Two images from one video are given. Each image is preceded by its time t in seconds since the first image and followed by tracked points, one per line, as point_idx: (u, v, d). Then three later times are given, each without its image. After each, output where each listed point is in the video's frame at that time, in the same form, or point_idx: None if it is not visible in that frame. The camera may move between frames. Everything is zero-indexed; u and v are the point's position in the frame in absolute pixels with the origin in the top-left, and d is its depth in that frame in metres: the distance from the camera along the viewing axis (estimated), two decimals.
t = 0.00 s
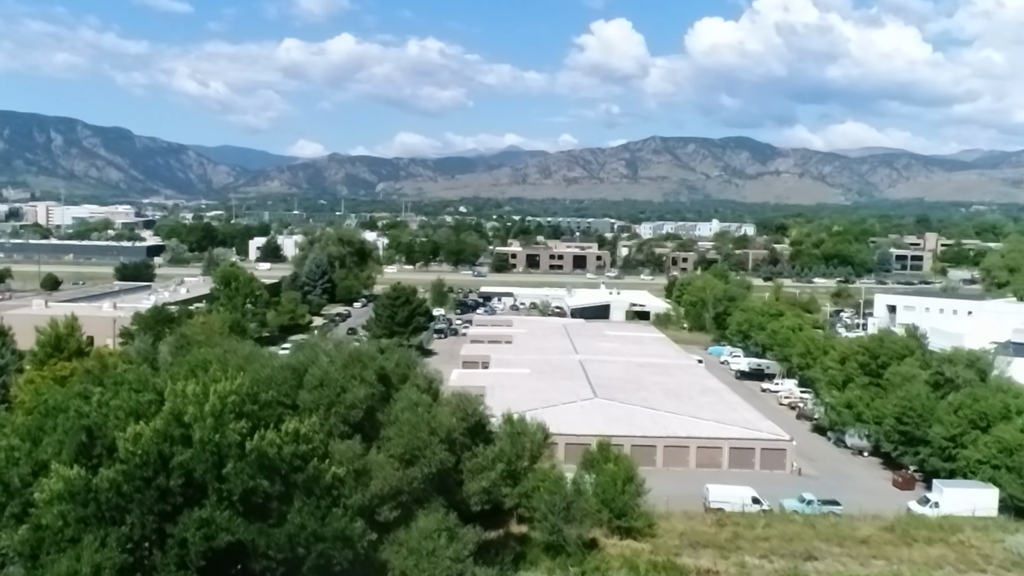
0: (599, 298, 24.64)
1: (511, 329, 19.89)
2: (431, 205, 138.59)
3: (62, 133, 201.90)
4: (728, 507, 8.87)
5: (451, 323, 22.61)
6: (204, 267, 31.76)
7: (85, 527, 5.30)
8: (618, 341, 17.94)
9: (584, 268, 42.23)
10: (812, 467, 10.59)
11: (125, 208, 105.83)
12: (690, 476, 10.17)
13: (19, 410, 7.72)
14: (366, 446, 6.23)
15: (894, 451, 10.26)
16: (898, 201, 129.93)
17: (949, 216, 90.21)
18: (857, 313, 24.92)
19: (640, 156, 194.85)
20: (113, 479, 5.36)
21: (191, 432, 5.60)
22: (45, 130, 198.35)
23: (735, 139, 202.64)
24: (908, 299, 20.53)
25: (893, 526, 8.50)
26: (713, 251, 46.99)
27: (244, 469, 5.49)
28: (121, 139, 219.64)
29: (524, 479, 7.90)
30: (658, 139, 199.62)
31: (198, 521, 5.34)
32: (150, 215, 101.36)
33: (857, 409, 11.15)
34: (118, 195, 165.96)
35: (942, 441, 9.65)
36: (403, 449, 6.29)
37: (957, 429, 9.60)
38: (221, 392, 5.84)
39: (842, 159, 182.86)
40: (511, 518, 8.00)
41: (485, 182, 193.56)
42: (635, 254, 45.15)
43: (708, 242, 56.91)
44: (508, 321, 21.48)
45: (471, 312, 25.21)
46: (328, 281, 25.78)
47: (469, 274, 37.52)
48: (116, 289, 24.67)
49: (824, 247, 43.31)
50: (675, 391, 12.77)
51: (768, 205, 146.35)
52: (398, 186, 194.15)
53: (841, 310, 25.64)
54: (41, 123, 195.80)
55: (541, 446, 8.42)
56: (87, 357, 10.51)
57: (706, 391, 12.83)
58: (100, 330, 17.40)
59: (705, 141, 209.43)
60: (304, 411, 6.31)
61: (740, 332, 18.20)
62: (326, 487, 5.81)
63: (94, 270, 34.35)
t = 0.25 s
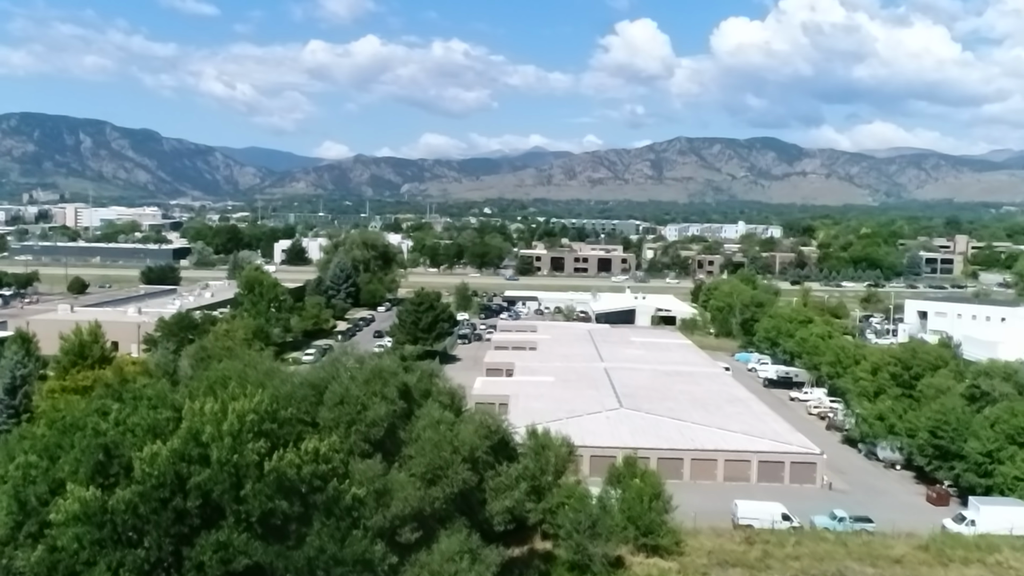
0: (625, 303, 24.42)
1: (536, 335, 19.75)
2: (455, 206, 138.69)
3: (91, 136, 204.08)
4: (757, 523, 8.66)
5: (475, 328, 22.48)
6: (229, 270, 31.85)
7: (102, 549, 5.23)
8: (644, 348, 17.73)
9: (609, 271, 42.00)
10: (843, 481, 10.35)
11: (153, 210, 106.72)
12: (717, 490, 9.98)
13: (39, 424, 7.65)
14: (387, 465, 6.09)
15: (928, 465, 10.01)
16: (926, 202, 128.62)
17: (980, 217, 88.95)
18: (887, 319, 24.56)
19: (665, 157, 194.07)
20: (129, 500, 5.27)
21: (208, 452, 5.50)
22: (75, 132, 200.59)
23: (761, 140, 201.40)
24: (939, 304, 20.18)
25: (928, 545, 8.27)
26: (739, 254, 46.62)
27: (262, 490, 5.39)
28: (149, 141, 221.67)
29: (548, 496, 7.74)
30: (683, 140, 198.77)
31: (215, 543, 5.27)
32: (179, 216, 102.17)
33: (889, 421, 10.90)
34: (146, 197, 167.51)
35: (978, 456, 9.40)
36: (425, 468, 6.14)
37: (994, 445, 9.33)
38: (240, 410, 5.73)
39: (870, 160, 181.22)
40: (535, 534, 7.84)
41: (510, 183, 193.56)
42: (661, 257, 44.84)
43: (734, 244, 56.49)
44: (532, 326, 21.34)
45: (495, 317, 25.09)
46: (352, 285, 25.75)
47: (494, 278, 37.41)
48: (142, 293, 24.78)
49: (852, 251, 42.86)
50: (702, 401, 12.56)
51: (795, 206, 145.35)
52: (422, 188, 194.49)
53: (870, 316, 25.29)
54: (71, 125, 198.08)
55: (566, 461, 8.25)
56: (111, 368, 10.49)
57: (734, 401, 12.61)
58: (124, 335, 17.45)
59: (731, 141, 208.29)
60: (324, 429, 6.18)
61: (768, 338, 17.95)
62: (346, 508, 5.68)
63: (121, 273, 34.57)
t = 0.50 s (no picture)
0: (642, 308, 24.26)
1: (551, 340, 19.60)
2: (472, 208, 138.63)
3: (110, 137, 205.44)
4: (778, 539, 8.49)
5: (490, 332, 22.37)
6: (244, 274, 31.84)
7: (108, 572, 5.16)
8: (661, 354, 17.58)
9: (626, 274, 41.76)
10: (865, 495, 10.16)
11: (172, 212, 107.26)
12: (736, 503, 9.82)
13: (48, 435, 7.57)
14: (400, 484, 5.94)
15: (952, 479, 9.82)
16: (945, 204, 127.68)
17: (1001, 220, 88.15)
18: (907, 324, 24.25)
19: (681, 157, 193.51)
20: (135, 521, 5.16)
21: (217, 471, 5.41)
22: (93, 134, 201.98)
23: (778, 140, 200.47)
24: (961, 310, 19.90)
25: (953, 563, 8.07)
26: (756, 257, 46.32)
27: (271, 512, 5.28)
28: (167, 143, 222.95)
29: (564, 510, 7.63)
30: (700, 141, 198.09)
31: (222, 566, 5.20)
32: (197, 218, 102.59)
33: (913, 432, 10.69)
34: (164, 198, 168.49)
35: (1004, 470, 9.19)
36: (438, 487, 6.00)
37: (1021, 459, 9.12)
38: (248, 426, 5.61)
39: (888, 161, 180.08)
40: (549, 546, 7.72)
41: (526, 184, 193.45)
42: (677, 260, 44.62)
43: (751, 247, 56.15)
44: (547, 331, 21.19)
45: (510, 321, 24.94)
46: (367, 289, 25.70)
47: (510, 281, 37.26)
48: (157, 297, 24.78)
49: (872, 254, 42.47)
50: (720, 409, 12.37)
51: (813, 207, 144.60)
52: (438, 189, 194.64)
53: (890, 321, 24.99)
54: (90, 127, 199.52)
55: (582, 473, 8.11)
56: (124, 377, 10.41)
57: (753, 410, 12.41)
58: (138, 341, 17.43)
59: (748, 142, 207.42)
60: (336, 446, 6.05)
61: (786, 345, 17.73)
62: (357, 529, 5.55)
63: (138, 276, 34.65)
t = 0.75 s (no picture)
0: (659, 311, 24.03)
1: (566, 345, 19.39)
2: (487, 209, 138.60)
3: (128, 138, 206.66)
4: (800, 557, 8.26)
5: (505, 336, 22.20)
6: (259, 277, 31.75)
7: None
8: (679, 360, 17.34)
9: (642, 277, 41.48)
10: (889, 509, 9.93)
11: (189, 213, 107.81)
12: (756, 517, 9.59)
13: (56, 447, 7.43)
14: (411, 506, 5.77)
15: (979, 493, 9.57)
16: (964, 203, 126.73)
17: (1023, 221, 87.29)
18: (928, 329, 23.89)
19: (698, 157, 192.85)
20: (138, 546, 5.01)
21: (223, 493, 5.25)
22: (112, 135, 203.26)
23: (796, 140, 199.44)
24: (984, 316, 19.58)
25: None
26: (774, 259, 45.94)
27: (278, 537, 5.12)
28: (184, 144, 224.12)
29: (581, 527, 7.50)
30: (716, 141, 197.33)
31: None
32: (214, 219, 102.99)
33: (937, 444, 10.45)
34: (181, 199, 169.37)
35: None
36: (451, 509, 5.83)
37: None
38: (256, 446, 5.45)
39: (906, 161, 178.83)
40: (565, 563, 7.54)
41: (542, 184, 193.25)
42: (694, 262, 44.34)
43: (769, 248, 55.75)
44: (562, 335, 20.99)
45: (526, 325, 24.73)
46: (382, 292, 25.58)
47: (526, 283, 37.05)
48: (171, 300, 24.71)
49: (891, 256, 42.04)
50: (739, 419, 12.14)
51: (830, 207, 143.76)
52: (454, 189, 194.73)
53: (911, 325, 24.63)
54: (108, 128, 200.91)
55: (600, 488, 7.90)
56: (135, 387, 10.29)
57: (773, 420, 12.18)
58: (151, 346, 17.36)
59: (765, 142, 206.49)
60: (345, 466, 5.88)
61: (806, 351, 17.46)
62: (367, 554, 5.39)
63: (153, 278, 34.66)
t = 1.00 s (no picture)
0: (669, 315, 23.81)
1: (576, 351, 19.21)
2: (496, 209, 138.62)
3: (138, 138, 207.42)
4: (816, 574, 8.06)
5: (514, 341, 22.01)
6: (267, 280, 31.62)
7: None
8: (690, 366, 17.12)
9: (651, 279, 41.23)
10: (906, 523, 9.71)
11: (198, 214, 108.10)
12: (769, 532, 9.38)
13: (52, 457, 7.29)
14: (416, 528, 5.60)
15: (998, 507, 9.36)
16: (975, 204, 126.21)
17: None
18: (941, 333, 23.60)
19: (707, 158, 192.47)
20: (132, 570, 4.84)
21: (221, 516, 5.06)
22: (122, 136, 204.05)
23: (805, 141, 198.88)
24: (1000, 321, 19.30)
25: None
26: (785, 261, 45.66)
27: (277, 563, 4.93)
28: (194, 145, 224.80)
29: (591, 544, 7.12)
30: (726, 142, 196.84)
31: None
32: (223, 220, 103.19)
33: (955, 456, 10.25)
34: (191, 199, 169.97)
35: None
36: (457, 530, 5.65)
37: None
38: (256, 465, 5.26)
39: (917, 162, 178.12)
40: None
41: (551, 185, 193.10)
42: (704, 264, 44.12)
43: (779, 250, 55.47)
44: (572, 340, 20.82)
45: (534, 330, 24.53)
46: (390, 295, 25.43)
47: (535, 286, 36.85)
48: (178, 304, 24.58)
49: (903, 259, 41.73)
50: (752, 429, 11.94)
51: (840, 208, 143.26)
52: (463, 190, 194.74)
53: (924, 330, 24.36)
54: (118, 129, 201.68)
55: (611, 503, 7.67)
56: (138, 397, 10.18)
57: (786, 430, 11.97)
58: (157, 351, 17.21)
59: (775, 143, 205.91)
60: (348, 485, 5.73)
61: (819, 357, 17.22)
62: None
63: (161, 280, 34.60)
